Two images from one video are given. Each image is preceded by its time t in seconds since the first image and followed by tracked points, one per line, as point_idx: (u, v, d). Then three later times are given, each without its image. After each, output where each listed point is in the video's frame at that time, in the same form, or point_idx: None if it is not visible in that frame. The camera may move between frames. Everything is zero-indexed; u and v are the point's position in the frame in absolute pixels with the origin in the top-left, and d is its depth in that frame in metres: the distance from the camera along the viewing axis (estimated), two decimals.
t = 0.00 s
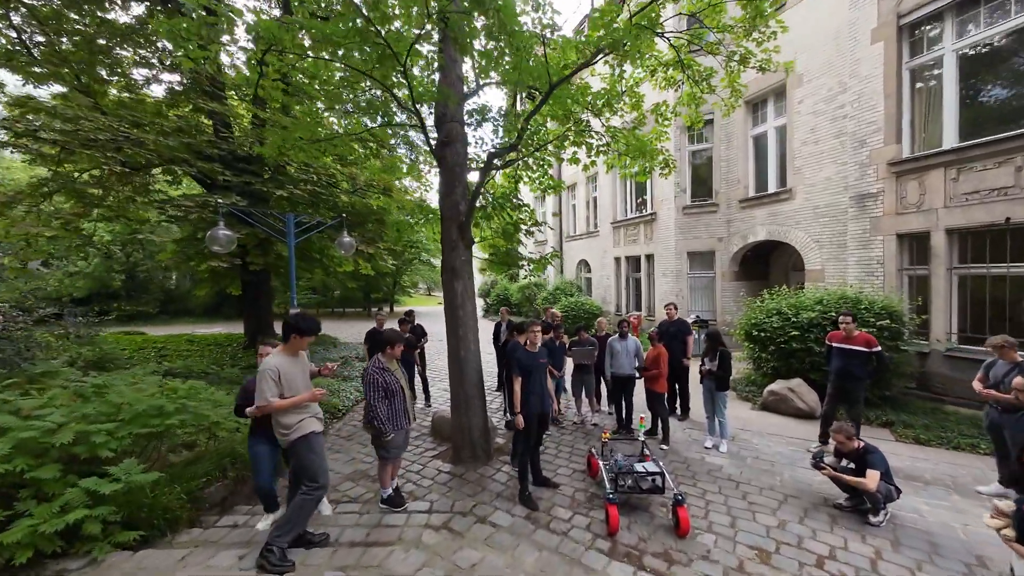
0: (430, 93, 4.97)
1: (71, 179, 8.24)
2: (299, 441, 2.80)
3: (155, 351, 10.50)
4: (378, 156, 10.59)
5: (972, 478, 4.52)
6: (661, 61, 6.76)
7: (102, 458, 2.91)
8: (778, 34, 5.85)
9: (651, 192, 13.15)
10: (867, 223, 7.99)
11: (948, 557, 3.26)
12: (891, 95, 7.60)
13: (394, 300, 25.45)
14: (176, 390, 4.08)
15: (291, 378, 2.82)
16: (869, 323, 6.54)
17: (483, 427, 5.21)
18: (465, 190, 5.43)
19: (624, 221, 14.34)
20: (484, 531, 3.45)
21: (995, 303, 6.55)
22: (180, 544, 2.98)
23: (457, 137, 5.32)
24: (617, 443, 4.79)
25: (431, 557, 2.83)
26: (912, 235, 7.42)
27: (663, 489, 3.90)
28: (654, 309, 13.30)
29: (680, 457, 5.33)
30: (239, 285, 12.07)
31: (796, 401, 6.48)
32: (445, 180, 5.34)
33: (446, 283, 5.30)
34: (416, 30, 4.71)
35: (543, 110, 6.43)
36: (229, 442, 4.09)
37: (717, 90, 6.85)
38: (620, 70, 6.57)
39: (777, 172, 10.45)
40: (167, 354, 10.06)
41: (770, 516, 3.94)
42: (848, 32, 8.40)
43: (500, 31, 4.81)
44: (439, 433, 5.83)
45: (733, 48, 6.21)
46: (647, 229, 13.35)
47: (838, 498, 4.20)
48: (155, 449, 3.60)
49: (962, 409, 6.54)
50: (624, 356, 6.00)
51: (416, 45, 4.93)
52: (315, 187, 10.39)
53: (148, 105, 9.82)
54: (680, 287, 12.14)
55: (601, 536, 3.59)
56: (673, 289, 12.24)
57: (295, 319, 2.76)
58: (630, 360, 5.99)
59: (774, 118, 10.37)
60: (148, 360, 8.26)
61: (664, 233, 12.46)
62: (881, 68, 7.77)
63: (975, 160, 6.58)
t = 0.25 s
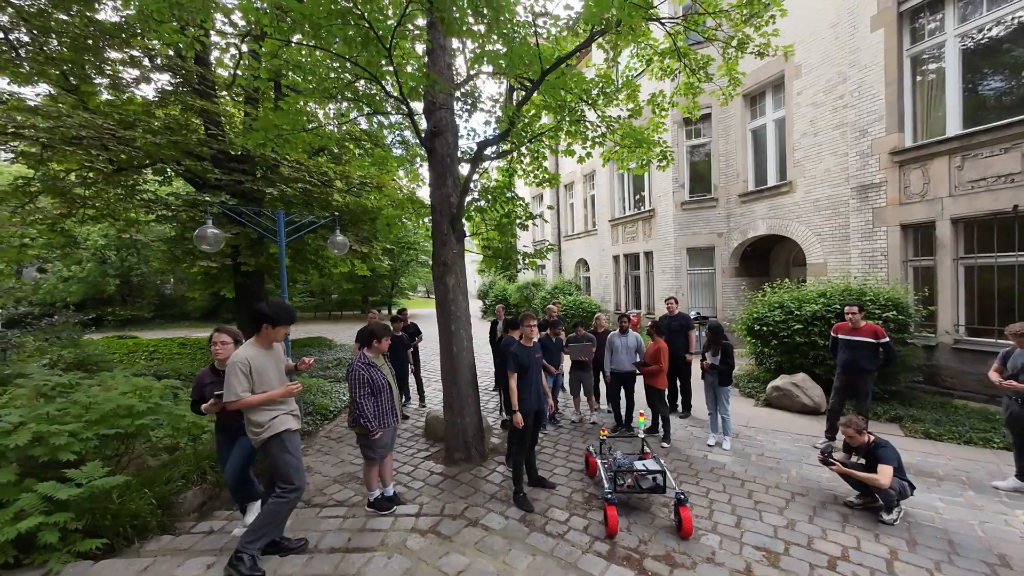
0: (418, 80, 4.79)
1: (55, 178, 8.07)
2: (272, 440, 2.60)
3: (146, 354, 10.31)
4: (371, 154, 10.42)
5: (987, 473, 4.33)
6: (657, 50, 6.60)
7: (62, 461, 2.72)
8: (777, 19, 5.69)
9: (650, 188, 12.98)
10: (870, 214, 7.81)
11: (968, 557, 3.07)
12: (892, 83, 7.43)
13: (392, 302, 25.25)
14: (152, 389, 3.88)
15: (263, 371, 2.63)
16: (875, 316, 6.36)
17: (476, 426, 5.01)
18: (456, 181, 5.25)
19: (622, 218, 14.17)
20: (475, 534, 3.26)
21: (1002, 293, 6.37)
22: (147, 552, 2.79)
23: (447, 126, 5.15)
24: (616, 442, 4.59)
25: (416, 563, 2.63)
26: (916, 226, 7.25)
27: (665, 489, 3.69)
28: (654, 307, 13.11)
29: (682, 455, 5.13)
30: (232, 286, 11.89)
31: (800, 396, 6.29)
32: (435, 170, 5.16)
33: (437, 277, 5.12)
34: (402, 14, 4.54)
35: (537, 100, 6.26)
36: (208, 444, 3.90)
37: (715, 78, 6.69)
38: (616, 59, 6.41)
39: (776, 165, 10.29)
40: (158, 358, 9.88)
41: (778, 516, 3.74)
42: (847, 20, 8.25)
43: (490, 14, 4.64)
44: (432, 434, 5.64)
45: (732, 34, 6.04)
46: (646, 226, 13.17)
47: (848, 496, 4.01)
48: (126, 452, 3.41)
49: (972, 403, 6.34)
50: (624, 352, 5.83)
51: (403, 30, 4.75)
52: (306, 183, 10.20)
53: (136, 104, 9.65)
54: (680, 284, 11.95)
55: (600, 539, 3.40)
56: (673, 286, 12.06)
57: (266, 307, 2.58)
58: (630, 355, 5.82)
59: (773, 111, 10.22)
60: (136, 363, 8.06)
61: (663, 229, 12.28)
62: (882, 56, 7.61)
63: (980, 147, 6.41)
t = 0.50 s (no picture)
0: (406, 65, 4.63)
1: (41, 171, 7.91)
2: (236, 432, 2.42)
3: (135, 353, 10.14)
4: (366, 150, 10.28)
5: (998, 473, 4.15)
6: (656, 40, 6.47)
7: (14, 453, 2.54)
8: (776, 6, 5.56)
9: (648, 186, 12.85)
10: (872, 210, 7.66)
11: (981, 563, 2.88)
12: (894, 77, 7.30)
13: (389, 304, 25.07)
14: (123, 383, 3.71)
15: (228, 357, 2.46)
16: (878, 312, 6.19)
17: (466, 424, 4.82)
18: (447, 170, 5.09)
19: (620, 217, 14.02)
20: (459, 534, 3.07)
21: (1008, 289, 6.22)
22: (103, 554, 2.59)
23: (437, 113, 4.99)
24: (611, 440, 4.40)
25: (391, 565, 2.44)
26: (919, 221, 7.09)
27: (661, 489, 3.51)
28: (652, 307, 12.93)
29: (679, 454, 4.95)
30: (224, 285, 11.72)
31: (802, 395, 6.11)
32: (425, 159, 5.00)
33: (426, 269, 4.96)
34: None
35: (533, 89, 6.10)
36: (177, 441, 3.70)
37: (714, 69, 6.55)
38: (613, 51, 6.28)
39: (776, 162, 10.16)
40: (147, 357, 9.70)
41: (780, 517, 3.55)
42: (848, 14, 8.14)
43: None
44: (421, 433, 5.45)
45: (730, 24, 5.90)
46: (644, 225, 13.03)
47: (853, 496, 3.82)
48: (89, 449, 3.22)
49: (978, 402, 6.18)
50: (619, 348, 5.65)
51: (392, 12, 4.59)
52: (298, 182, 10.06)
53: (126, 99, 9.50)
54: (678, 283, 11.79)
55: (591, 540, 3.22)
56: (671, 285, 11.90)
57: (234, 287, 2.44)
58: (626, 350, 5.64)
59: (773, 107, 10.10)
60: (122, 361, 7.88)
61: (661, 227, 12.13)
62: (883, 48, 7.47)
63: (984, 141, 6.28)
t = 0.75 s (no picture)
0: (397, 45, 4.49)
1: (30, 155, 7.78)
2: (196, 413, 2.26)
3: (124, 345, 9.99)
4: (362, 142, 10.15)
5: (1005, 476, 3.98)
6: (657, 30, 6.34)
7: None
8: None
9: (648, 185, 12.71)
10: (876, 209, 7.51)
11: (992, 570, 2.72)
12: (900, 73, 7.15)
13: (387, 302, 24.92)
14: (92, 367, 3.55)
15: (192, 333, 2.29)
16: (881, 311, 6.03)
17: (454, 418, 4.66)
18: (439, 156, 4.94)
19: (620, 216, 13.88)
20: (439, 530, 2.91)
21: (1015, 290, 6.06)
22: (54, 545, 2.44)
23: (430, 97, 4.85)
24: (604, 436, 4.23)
25: (360, 560, 2.28)
26: (924, 221, 6.93)
27: (654, 486, 3.34)
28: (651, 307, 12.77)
29: (674, 453, 4.78)
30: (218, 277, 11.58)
31: (802, 395, 5.94)
32: (417, 143, 4.86)
33: (415, 258, 4.80)
34: None
35: (530, 77, 5.97)
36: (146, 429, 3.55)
37: (716, 60, 6.41)
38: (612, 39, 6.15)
39: (778, 161, 10.01)
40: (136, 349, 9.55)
41: (778, 518, 3.38)
42: (854, 10, 8.00)
43: None
44: (408, 427, 5.29)
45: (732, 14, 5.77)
46: (644, 225, 12.88)
47: (855, 498, 3.65)
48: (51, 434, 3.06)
49: (983, 406, 6.01)
50: (615, 343, 5.48)
51: None
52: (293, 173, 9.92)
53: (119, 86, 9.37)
54: (677, 283, 11.64)
55: (578, 539, 3.05)
56: (670, 285, 11.74)
57: (202, 259, 2.31)
58: (622, 345, 5.48)
59: (775, 105, 9.97)
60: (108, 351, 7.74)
61: (660, 226, 11.99)
62: (890, 44, 7.32)
63: (993, 137, 6.12)
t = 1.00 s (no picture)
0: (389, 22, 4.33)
1: (19, 139, 7.62)
2: (158, 390, 2.13)
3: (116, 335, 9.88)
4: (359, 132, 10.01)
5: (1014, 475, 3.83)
6: (658, 15, 6.19)
7: None
8: None
9: (649, 181, 12.55)
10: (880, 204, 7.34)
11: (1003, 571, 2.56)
12: (907, 64, 6.98)
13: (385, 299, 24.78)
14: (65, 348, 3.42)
15: (155, 306, 2.15)
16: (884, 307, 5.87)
17: (443, 408, 4.52)
18: (432, 139, 4.79)
19: (620, 213, 13.72)
20: (420, 522, 2.76)
21: None
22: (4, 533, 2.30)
23: (423, 78, 4.69)
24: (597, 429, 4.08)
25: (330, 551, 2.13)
26: (930, 215, 6.77)
27: (647, 480, 3.19)
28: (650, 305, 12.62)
29: (671, 448, 4.63)
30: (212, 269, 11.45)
31: (803, 391, 5.78)
32: (409, 126, 4.71)
33: (406, 244, 4.66)
34: None
35: (528, 62, 5.81)
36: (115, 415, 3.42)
37: (718, 48, 6.24)
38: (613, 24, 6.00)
39: (781, 156, 9.85)
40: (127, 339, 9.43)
41: (777, 515, 3.23)
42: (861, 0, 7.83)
43: None
44: (397, 419, 5.14)
45: None
46: (644, 221, 12.72)
47: (857, 496, 3.50)
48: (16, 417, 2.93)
49: (989, 405, 5.85)
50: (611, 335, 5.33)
51: None
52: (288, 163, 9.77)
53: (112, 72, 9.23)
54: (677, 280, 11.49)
55: (567, 533, 2.90)
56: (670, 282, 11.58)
57: (165, 227, 2.17)
58: (618, 338, 5.31)
59: (779, 100, 9.80)
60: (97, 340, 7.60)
61: (661, 222, 11.83)
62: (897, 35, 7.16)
63: (1002, 130, 5.97)
